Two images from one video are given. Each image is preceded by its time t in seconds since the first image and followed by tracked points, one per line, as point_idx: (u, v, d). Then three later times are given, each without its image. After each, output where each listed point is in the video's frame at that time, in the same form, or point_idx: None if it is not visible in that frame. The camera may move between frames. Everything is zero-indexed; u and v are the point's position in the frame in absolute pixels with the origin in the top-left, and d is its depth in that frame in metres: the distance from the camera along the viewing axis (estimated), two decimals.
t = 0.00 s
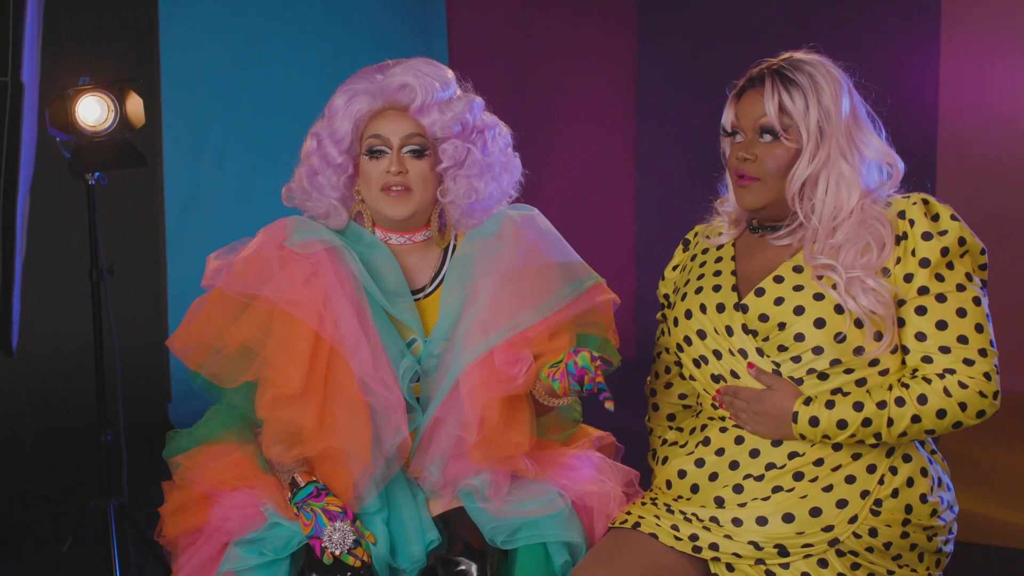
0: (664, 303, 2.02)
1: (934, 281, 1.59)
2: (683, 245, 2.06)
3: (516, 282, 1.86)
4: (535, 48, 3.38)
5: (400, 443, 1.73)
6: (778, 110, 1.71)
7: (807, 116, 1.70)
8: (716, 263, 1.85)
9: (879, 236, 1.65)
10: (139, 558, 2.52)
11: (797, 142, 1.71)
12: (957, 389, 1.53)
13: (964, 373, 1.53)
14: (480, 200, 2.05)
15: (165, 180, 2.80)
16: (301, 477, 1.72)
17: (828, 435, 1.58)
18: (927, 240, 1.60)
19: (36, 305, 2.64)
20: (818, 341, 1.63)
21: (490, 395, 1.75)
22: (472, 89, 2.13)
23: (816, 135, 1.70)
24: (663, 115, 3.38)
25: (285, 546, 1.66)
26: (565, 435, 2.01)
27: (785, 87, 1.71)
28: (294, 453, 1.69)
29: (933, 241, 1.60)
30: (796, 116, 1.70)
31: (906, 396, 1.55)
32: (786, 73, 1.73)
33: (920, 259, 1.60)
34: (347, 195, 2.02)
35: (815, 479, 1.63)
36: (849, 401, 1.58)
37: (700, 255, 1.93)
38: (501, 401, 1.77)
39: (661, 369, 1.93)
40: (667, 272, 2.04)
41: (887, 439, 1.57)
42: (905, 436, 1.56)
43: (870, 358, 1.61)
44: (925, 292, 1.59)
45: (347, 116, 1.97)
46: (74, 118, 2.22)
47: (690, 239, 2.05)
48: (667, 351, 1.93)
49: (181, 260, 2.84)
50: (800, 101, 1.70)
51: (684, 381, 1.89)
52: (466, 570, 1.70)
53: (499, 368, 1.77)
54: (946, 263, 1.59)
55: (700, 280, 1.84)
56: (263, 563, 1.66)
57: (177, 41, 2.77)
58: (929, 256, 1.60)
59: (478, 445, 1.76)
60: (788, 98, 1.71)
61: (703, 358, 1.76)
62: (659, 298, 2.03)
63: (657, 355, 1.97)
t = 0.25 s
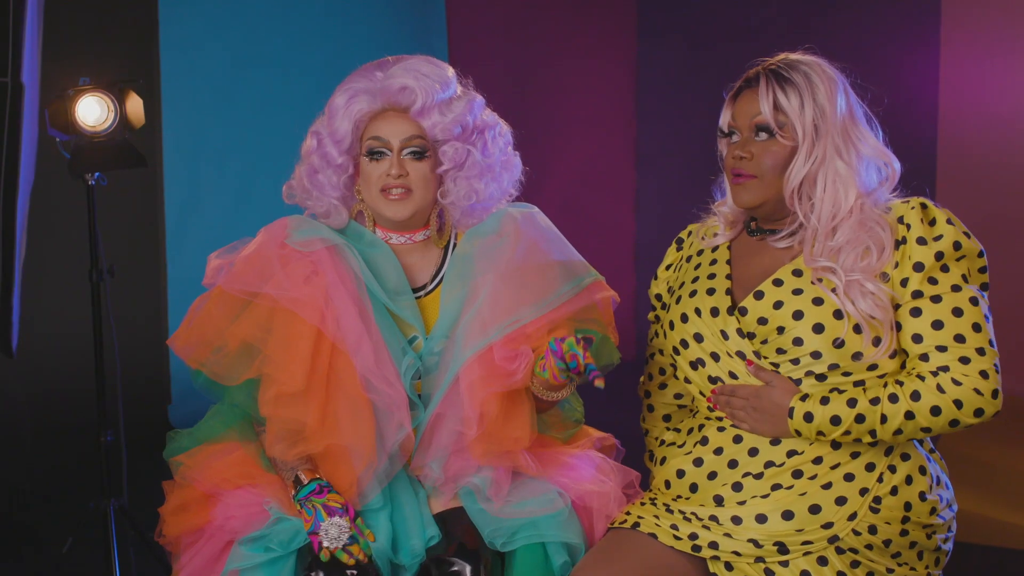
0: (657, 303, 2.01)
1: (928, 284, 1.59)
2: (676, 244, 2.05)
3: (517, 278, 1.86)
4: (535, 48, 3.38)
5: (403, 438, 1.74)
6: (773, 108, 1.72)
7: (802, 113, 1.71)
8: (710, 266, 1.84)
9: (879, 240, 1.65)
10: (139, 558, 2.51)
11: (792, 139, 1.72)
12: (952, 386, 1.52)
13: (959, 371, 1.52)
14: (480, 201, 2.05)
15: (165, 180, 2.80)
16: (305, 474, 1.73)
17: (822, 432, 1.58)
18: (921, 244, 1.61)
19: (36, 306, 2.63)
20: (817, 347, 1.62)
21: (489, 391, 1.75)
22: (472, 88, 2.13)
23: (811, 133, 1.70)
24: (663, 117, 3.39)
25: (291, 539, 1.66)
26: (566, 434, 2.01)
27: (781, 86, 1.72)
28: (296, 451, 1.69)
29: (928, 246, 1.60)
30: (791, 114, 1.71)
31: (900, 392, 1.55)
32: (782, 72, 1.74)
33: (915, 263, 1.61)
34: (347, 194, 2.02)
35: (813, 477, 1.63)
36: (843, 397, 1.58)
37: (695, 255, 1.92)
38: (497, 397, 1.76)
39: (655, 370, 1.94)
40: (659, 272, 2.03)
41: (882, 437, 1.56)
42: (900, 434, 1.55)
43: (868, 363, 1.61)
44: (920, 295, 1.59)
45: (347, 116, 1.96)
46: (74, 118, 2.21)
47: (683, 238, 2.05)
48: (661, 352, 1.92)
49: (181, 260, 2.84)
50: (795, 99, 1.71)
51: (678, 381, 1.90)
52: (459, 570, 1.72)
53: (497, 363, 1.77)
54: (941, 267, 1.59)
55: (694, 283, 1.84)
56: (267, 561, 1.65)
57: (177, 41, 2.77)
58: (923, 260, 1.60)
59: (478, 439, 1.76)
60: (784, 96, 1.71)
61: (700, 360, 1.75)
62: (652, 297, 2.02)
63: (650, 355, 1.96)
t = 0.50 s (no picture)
0: (653, 307, 2.00)
1: (914, 292, 1.59)
2: (671, 248, 2.04)
3: (517, 281, 1.86)
4: (535, 50, 3.38)
5: (401, 440, 1.73)
6: (767, 114, 1.71)
7: (796, 118, 1.69)
8: (707, 273, 1.83)
9: (878, 245, 1.65)
10: (139, 559, 2.50)
11: (787, 144, 1.71)
12: (932, 388, 1.53)
13: (939, 373, 1.53)
14: (481, 202, 2.04)
15: (164, 180, 2.79)
16: (301, 473, 1.73)
17: (799, 431, 1.59)
18: (911, 254, 1.61)
19: (35, 309, 2.63)
20: (817, 356, 1.62)
21: (486, 394, 1.75)
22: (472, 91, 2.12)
23: (805, 136, 1.69)
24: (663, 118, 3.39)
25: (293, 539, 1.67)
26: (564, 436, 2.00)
27: (774, 91, 1.71)
28: (295, 450, 1.69)
29: (918, 255, 1.61)
30: (785, 119, 1.70)
31: (879, 393, 1.57)
32: (775, 77, 1.73)
33: (903, 272, 1.61)
34: (347, 196, 2.01)
35: (813, 481, 1.63)
36: (821, 397, 1.60)
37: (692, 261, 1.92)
38: (496, 402, 1.77)
39: (651, 373, 1.95)
40: (656, 277, 2.02)
41: (861, 437, 1.57)
42: (880, 436, 1.56)
43: (868, 372, 1.61)
44: (907, 304, 1.59)
45: (348, 118, 1.97)
46: (74, 121, 2.22)
47: (679, 242, 2.03)
48: (658, 356, 1.92)
49: (181, 262, 2.84)
50: (789, 104, 1.69)
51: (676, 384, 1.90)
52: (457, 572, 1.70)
53: (496, 367, 1.77)
54: (930, 276, 1.60)
55: (691, 290, 1.83)
56: (270, 562, 1.66)
57: (178, 42, 2.76)
58: (912, 269, 1.60)
59: (477, 443, 1.77)
60: (777, 102, 1.70)
61: (698, 368, 1.75)
62: (647, 302, 2.01)
63: (646, 359, 1.97)
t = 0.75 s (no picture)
0: (653, 311, 1.99)
1: (899, 304, 1.58)
2: (674, 251, 2.04)
3: (516, 281, 1.86)
4: (535, 51, 3.38)
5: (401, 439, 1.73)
6: (763, 116, 1.71)
7: (792, 120, 1.69)
8: (705, 277, 1.83)
9: (873, 250, 1.64)
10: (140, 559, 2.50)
11: (783, 147, 1.71)
12: (916, 408, 1.52)
13: (924, 392, 1.52)
14: (483, 207, 2.05)
15: (165, 181, 2.78)
16: (300, 472, 1.72)
17: (784, 446, 1.60)
18: (897, 266, 1.60)
19: (35, 311, 2.62)
20: (811, 368, 1.61)
21: (489, 393, 1.76)
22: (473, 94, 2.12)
23: (802, 140, 1.69)
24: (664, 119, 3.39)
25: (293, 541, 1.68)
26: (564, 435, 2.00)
27: (771, 93, 1.71)
28: (295, 449, 1.69)
29: (903, 267, 1.59)
30: (781, 121, 1.70)
31: (864, 411, 1.56)
32: (772, 79, 1.72)
33: (888, 284, 1.60)
34: (347, 197, 2.02)
35: (811, 485, 1.63)
36: (806, 413, 1.60)
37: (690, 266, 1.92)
38: (497, 399, 1.77)
39: (653, 376, 1.94)
40: (657, 281, 2.02)
41: (845, 455, 1.58)
42: (864, 454, 1.57)
43: (862, 382, 1.60)
44: (892, 316, 1.58)
45: (351, 119, 1.96)
46: (74, 122, 2.22)
47: (680, 247, 2.03)
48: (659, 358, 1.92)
49: (181, 265, 2.84)
50: (785, 106, 1.69)
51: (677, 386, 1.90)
52: None
53: (498, 363, 1.77)
54: (917, 287, 1.57)
55: (689, 294, 1.83)
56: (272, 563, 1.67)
57: (178, 43, 2.76)
58: (897, 281, 1.59)
59: (478, 439, 1.77)
60: (774, 104, 1.70)
61: (696, 373, 1.75)
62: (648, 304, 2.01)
63: (649, 361, 1.97)
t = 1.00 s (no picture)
0: (653, 315, 2.01)
1: (899, 311, 1.57)
2: (672, 257, 2.04)
3: (517, 284, 1.86)
4: (535, 54, 3.39)
5: (402, 441, 1.73)
6: (755, 122, 1.71)
7: (784, 126, 1.70)
8: (703, 282, 1.83)
9: (870, 261, 1.62)
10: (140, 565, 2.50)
11: (774, 154, 1.71)
12: (914, 415, 1.52)
13: (923, 400, 1.52)
14: (484, 208, 2.06)
15: (165, 184, 2.78)
16: (303, 476, 1.73)
17: (782, 453, 1.61)
18: (896, 272, 1.59)
19: (35, 315, 2.62)
20: (809, 373, 1.61)
21: (494, 396, 1.76)
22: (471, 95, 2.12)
23: (793, 147, 1.69)
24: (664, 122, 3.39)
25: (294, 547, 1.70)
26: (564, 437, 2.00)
27: (764, 99, 1.71)
28: (296, 452, 1.69)
29: (902, 274, 1.59)
30: (773, 127, 1.70)
31: (862, 419, 1.56)
32: (770, 83, 1.73)
33: (886, 290, 1.59)
34: (347, 198, 2.02)
35: (809, 490, 1.63)
36: (805, 419, 1.60)
37: (690, 269, 1.91)
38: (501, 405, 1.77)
39: (653, 379, 1.94)
40: (656, 285, 2.03)
41: (843, 462, 1.58)
42: (862, 461, 1.57)
43: (860, 388, 1.60)
44: (890, 323, 1.58)
45: (352, 120, 1.96)
46: (75, 126, 2.22)
47: (680, 251, 2.04)
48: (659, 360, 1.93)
49: (181, 269, 2.85)
50: (778, 113, 1.70)
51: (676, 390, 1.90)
52: None
53: (501, 366, 1.77)
54: (915, 293, 1.57)
55: (686, 298, 1.83)
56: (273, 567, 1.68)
57: (178, 45, 2.76)
58: (895, 288, 1.59)
59: (482, 444, 1.77)
60: (766, 111, 1.71)
61: (694, 378, 1.76)
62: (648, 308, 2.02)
63: (650, 364, 1.97)
